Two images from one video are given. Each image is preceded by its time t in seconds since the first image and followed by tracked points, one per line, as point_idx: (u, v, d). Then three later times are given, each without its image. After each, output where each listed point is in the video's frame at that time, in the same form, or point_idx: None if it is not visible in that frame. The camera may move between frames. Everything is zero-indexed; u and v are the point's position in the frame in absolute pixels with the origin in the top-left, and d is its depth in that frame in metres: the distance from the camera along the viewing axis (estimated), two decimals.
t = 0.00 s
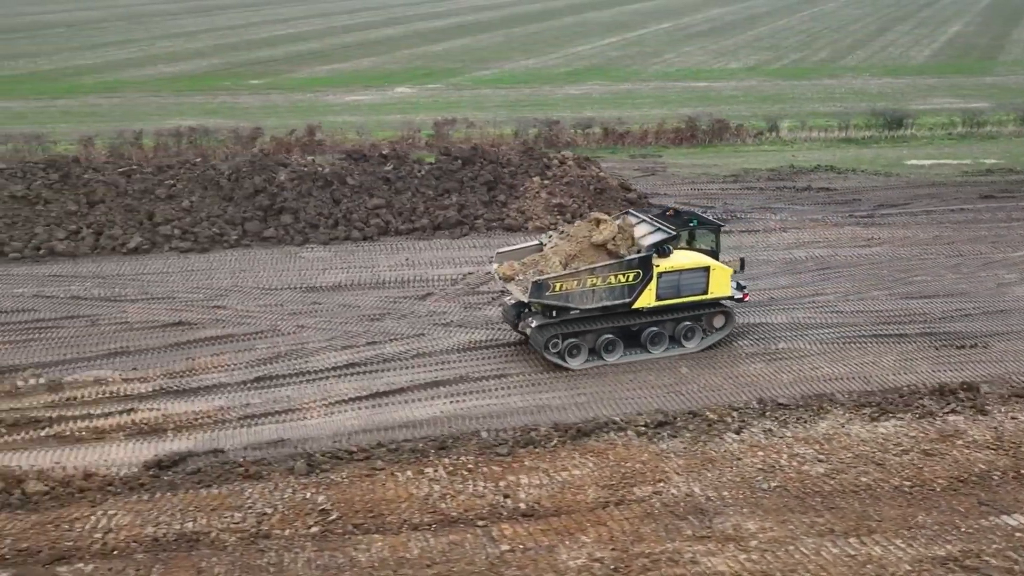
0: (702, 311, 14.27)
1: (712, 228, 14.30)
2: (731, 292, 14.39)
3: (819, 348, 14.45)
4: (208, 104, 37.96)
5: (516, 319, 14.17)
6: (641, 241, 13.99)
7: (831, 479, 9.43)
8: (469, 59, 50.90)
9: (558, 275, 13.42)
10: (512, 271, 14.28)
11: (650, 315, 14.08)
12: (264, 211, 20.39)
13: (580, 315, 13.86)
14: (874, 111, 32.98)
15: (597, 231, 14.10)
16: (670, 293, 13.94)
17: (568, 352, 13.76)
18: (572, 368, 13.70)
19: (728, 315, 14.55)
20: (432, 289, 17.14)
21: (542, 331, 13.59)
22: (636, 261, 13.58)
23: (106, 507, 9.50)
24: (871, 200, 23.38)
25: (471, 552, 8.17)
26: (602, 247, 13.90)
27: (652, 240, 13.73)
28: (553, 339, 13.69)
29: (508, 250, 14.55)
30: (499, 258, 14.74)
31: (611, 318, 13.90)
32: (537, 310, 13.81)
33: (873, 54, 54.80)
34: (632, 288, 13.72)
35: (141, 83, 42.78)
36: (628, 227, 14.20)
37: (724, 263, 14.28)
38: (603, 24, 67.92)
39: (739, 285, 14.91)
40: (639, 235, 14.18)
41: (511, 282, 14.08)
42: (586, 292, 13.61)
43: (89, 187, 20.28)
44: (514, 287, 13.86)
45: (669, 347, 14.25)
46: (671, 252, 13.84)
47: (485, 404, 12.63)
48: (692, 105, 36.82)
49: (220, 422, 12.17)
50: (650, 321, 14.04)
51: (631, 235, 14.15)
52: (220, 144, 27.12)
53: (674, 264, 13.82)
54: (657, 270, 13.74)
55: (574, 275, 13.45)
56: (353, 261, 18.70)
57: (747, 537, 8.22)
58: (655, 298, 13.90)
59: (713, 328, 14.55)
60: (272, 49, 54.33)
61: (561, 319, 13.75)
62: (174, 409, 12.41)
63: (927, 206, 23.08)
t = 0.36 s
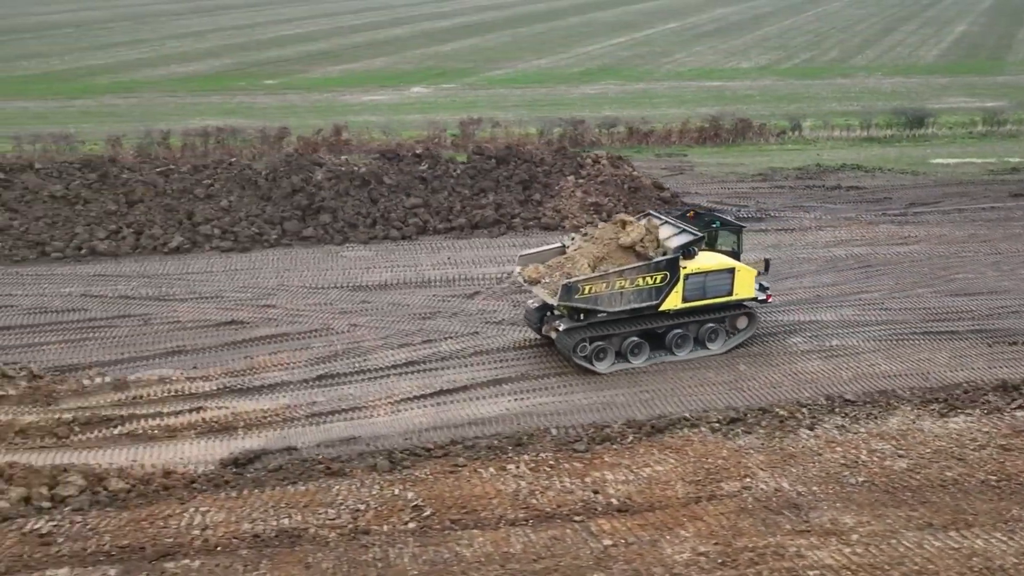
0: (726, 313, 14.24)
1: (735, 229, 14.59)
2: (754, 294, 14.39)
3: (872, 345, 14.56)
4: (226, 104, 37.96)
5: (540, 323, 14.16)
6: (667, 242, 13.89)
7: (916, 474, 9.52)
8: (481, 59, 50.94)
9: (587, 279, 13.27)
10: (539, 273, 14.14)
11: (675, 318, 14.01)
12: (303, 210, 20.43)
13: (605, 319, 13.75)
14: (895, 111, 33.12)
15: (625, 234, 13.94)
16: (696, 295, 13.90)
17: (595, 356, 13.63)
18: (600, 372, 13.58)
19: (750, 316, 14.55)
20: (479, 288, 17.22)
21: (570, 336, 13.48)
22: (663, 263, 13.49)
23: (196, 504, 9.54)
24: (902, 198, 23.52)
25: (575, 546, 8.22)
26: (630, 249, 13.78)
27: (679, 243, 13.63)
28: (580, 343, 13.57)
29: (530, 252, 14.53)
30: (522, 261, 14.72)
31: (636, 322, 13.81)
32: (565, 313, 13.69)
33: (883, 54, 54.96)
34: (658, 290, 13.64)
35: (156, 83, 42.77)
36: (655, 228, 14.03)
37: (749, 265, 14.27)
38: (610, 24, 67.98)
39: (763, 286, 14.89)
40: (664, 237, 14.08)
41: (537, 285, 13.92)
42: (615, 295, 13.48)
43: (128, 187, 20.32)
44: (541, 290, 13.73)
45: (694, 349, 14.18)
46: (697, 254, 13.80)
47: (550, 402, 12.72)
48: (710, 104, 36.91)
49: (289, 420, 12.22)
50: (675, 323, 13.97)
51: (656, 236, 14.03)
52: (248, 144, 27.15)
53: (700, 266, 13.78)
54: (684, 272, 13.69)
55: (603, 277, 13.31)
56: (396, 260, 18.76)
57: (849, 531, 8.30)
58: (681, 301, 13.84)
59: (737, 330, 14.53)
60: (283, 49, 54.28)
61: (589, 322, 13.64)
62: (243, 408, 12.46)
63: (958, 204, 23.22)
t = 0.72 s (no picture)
0: (741, 314, 14.26)
1: (747, 229, 14.70)
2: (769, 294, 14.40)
3: (912, 340, 14.72)
4: (233, 104, 37.89)
5: (555, 327, 14.06)
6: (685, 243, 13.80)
7: (986, 466, 9.68)
8: (482, 59, 50.95)
9: (609, 280, 13.16)
10: (557, 275, 13.85)
11: (692, 319, 13.96)
12: (330, 210, 20.43)
13: (624, 321, 13.62)
14: (902, 109, 33.37)
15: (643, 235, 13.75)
16: (713, 295, 13.86)
17: (615, 359, 13.52)
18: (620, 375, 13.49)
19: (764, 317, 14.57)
20: (514, 287, 17.28)
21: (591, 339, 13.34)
22: (683, 264, 13.43)
23: (273, 502, 9.58)
24: (921, 195, 23.74)
25: (664, 540, 8.32)
26: (649, 250, 13.59)
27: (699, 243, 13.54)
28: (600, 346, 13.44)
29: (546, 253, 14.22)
30: (536, 262, 14.38)
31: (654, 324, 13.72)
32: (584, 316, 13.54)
33: (881, 53, 55.32)
34: (678, 291, 13.57)
35: (160, 82, 42.65)
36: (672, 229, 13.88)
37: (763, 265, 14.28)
38: (607, 24, 68.11)
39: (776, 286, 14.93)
40: (682, 238, 13.93)
41: (556, 288, 13.68)
42: (635, 296, 13.36)
43: (155, 187, 20.28)
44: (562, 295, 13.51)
45: (709, 351, 14.17)
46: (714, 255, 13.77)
47: (601, 398, 12.84)
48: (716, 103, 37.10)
49: (346, 418, 12.25)
50: (691, 324, 13.94)
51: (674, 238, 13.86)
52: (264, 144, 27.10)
53: (717, 267, 13.75)
54: (703, 273, 13.63)
55: (625, 279, 13.20)
56: (428, 259, 18.81)
57: (934, 522, 8.45)
58: (700, 302, 13.79)
59: (750, 331, 14.54)
60: (282, 49, 54.10)
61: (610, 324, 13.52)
62: (298, 406, 12.47)
63: (976, 200, 23.45)
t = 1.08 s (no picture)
0: (748, 314, 14.14)
1: (752, 228, 14.56)
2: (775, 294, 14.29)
3: (942, 333, 14.97)
4: (230, 104, 37.69)
5: (563, 330, 13.93)
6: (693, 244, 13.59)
7: None
8: (474, 58, 50.95)
9: (621, 283, 12.86)
10: (566, 278, 13.66)
11: (701, 320, 13.80)
12: (349, 210, 20.41)
13: (634, 323, 13.39)
14: (900, 107, 33.79)
15: (653, 236, 13.47)
16: (721, 296, 13.71)
17: (626, 362, 13.32)
18: (631, 379, 13.31)
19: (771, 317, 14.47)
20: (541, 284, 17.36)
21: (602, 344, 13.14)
22: (693, 265, 13.24)
23: (345, 500, 9.61)
24: (928, 191, 24.08)
25: (747, 530, 8.45)
26: (660, 252, 13.33)
27: (708, 244, 13.36)
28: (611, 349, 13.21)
29: (554, 256, 14.02)
30: (545, 266, 14.17)
31: (664, 326, 13.51)
32: (593, 319, 13.25)
33: (868, 52, 55.93)
34: (687, 293, 13.38)
35: (154, 83, 42.36)
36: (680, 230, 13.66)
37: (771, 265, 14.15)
38: (595, 23, 68.30)
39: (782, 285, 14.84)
40: (689, 238, 13.74)
41: (566, 292, 13.43)
42: (646, 299, 13.12)
43: (172, 187, 20.17)
44: (571, 297, 13.26)
45: (716, 352, 14.04)
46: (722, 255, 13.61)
47: (643, 395, 12.91)
48: (714, 102, 37.39)
49: (396, 416, 12.29)
50: (701, 326, 13.77)
51: (682, 238, 13.64)
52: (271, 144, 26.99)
53: (726, 267, 13.60)
54: (711, 274, 13.46)
55: (637, 281, 12.92)
56: (452, 258, 18.86)
57: (1008, 510, 8.68)
58: (708, 303, 13.62)
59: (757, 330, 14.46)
60: (272, 49, 53.82)
61: (620, 327, 13.28)
62: (347, 405, 12.49)
63: (982, 195, 23.82)
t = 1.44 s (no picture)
0: (752, 314, 14.11)
1: (753, 227, 14.47)
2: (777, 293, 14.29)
3: (965, 325, 15.27)
4: (224, 104, 37.42)
5: (567, 334, 13.71)
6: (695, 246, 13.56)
7: None
8: (463, 58, 50.93)
9: (627, 286, 12.76)
10: (570, 283, 13.42)
11: (705, 322, 13.74)
12: (365, 209, 20.41)
13: (639, 326, 13.29)
14: (894, 105, 34.26)
15: (658, 238, 13.37)
16: (725, 296, 13.68)
17: (631, 366, 13.23)
18: (638, 382, 13.22)
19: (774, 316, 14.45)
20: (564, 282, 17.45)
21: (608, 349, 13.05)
22: (697, 266, 13.18)
23: (410, 495, 9.66)
24: (932, 187, 24.46)
25: (818, 516, 8.64)
26: (666, 254, 13.24)
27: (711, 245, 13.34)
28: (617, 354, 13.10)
29: (556, 261, 13.69)
30: (546, 271, 13.78)
31: (669, 328, 13.43)
32: (599, 323, 13.15)
33: (852, 50, 56.56)
34: (692, 294, 13.31)
35: (145, 83, 42.02)
36: (682, 231, 13.59)
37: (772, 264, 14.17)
38: (580, 22, 68.47)
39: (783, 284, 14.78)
40: (692, 240, 13.70)
41: (570, 296, 13.26)
42: (652, 301, 13.02)
43: (187, 187, 20.06)
44: (576, 302, 13.08)
45: (721, 352, 13.99)
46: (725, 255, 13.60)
47: (679, 390, 13.03)
48: (709, 99, 37.65)
49: (441, 413, 12.36)
50: (705, 327, 13.70)
51: (685, 239, 13.59)
52: (274, 144, 26.86)
53: (729, 268, 13.58)
54: (715, 274, 13.42)
55: (642, 284, 12.83)
56: (471, 256, 18.93)
57: None
58: (713, 304, 13.57)
59: (760, 329, 14.45)
60: (260, 49, 53.49)
61: (627, 330, 13.18)
62: (392, 402, 12.55)
63: (984, 190, 24.25)
